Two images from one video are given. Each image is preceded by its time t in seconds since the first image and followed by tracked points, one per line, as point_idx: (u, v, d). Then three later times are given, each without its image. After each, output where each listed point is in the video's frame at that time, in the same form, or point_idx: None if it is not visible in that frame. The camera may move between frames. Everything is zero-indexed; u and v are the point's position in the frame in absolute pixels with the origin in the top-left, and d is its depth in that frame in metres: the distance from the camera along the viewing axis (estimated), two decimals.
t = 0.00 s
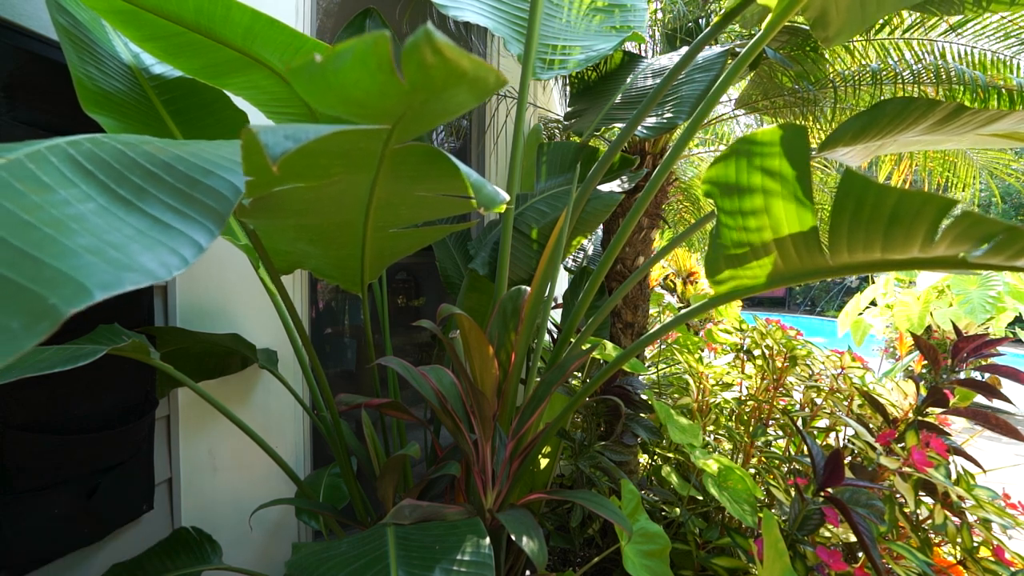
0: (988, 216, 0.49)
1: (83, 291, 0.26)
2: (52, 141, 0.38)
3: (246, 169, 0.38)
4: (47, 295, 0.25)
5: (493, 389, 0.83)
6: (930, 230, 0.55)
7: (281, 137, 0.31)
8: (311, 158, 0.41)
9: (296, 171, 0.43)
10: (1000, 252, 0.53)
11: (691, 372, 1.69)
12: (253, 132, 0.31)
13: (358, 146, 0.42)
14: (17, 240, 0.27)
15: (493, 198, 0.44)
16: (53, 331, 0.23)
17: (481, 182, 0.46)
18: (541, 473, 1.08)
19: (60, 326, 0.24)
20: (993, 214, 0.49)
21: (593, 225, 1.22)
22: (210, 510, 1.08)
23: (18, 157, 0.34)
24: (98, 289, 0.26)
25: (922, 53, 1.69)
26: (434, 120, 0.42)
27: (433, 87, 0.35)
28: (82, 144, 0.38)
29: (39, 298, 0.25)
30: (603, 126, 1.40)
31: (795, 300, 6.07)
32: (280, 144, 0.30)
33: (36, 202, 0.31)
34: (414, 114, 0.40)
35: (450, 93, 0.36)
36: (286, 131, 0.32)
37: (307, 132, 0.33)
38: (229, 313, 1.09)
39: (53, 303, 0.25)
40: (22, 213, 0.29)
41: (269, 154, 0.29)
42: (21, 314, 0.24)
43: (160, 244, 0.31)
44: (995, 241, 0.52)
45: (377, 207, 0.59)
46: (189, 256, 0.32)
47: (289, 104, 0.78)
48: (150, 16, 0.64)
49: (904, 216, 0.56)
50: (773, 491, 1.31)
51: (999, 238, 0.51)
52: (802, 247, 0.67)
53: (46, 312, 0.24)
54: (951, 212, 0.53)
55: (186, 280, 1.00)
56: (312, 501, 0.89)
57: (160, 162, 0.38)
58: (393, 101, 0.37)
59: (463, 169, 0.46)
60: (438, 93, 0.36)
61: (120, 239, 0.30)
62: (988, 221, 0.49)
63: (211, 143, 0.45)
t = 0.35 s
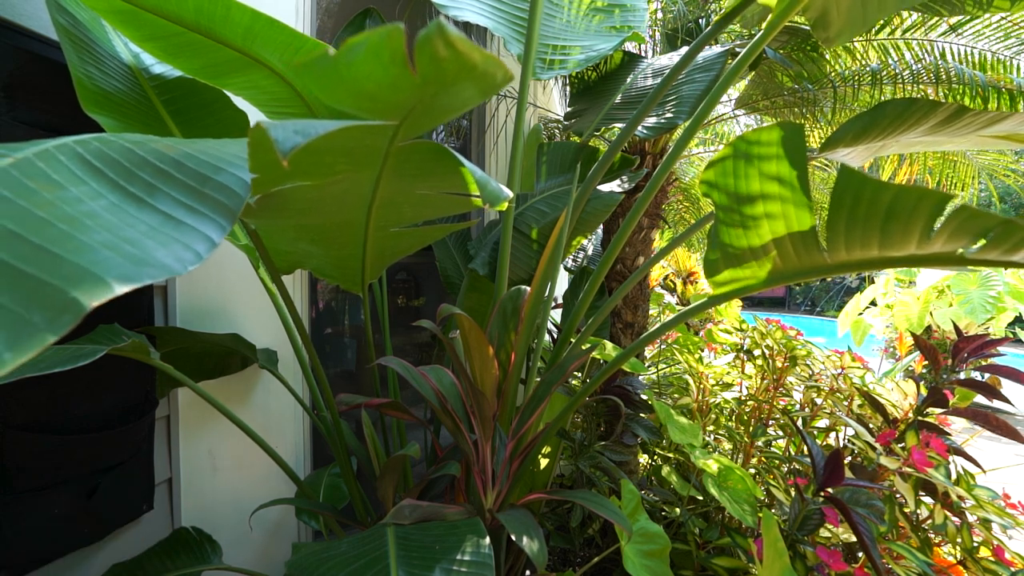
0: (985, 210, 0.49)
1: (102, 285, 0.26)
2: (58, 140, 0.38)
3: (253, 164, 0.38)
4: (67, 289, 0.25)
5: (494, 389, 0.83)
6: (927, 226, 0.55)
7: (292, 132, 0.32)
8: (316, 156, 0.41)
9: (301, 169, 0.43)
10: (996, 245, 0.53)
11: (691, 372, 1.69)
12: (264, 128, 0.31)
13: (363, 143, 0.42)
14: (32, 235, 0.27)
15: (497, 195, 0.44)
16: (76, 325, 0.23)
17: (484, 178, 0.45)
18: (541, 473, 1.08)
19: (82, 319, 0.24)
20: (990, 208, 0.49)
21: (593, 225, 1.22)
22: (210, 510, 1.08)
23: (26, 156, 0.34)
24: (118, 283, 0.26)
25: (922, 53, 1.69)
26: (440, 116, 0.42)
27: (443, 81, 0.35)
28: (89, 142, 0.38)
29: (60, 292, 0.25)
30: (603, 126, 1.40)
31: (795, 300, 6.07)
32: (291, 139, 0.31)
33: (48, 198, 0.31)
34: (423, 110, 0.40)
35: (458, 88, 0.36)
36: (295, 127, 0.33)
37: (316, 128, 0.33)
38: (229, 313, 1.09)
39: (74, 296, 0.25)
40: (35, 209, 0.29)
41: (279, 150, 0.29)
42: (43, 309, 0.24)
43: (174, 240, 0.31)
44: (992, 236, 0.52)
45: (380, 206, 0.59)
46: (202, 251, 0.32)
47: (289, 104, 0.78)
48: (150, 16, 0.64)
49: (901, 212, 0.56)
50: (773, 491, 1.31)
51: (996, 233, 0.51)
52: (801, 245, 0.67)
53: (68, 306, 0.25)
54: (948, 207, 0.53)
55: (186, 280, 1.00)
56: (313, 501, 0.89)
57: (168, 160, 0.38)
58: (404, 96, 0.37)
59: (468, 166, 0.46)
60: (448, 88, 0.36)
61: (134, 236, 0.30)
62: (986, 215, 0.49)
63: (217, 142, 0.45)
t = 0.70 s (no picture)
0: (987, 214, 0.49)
1: (88, 290, 0.26)
2: (53, 140, 0.38)
3: (250, 165, 0.38)
4: (53, 294, 0.25)
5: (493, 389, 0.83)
6: (928, 229, 0.55)
7: (288, 132, 0.31)
8: (314, 157, 0.41)
9: (299, 170, 0.43)
10: (998, 248, 0.53)
11: (691, 372, 1.69)
12: (260, 128, 0.31)
13: (360, 143, 0.42)
14: (22, 239, 0.27)
15: (496, 193, 0.43)
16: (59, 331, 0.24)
17: (483, 177, 0.45)
18: (541, 473, 1.08)
19: (67, 325, 0.24)
20: (991, 211, 0.49)
21: (593, 225, 1.22)
22: (210, 510, 1.08)
23: (20, 156, 0.34)
24: (103, 288, 0.26)
25: (922, 54, 1.69)
26: (437, 116, 0.42)
27: (439, 81, 0.35)
28: (84, 143, 0.38)
29: (46, 298, 0.25)
30: (603, 126, 1.40)
31: (795, 300, 6.07)
32: (287, 139, 0.30)
33: (40, 201, 0.31)
34: (420, 110, 0.40)
35: (454, 88, 0.36)
36: (292, 127, 0.33)
37: (313, 128, 0.33)
38: (229, 313, 1.09)
39: (59, 302, 0.25)
40: (26, 212, 0.29)
41: (275, 150, 0.29)
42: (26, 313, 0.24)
43: (164, 243, 0.31)
44: (993, 238, 0.52)
45: (378, 206, 0.59)
46: (192, 255, 0.32)
47: (289, 104, 0.78)
48: (150, 16, 0.64)
49: (902, 214, 0.56)
50: (773, 491, 1.31)
51: (998, 235, 0.51)
52: (801, 246, 0.67)
53: (52, 312, 0.25)
54: (949, 210, 0.53)
55: (186, 280, 1.00)
56: (312, 501, 0.89)
57: (162, 162, 0.38)
58: (401, 95, 0.37)
59: (467, 165, 0.45)
60: (444, 87, 0.36)
61: (123, 239, 0.30)
62: (987, 218, 0.49)
63: (212, 143, 0.45)
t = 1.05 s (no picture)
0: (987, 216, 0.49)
1: (70, 295, 0.26)
2: (45, 142, 0.38)
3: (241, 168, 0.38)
4: (34, 298, 0.25)
5: (491, 389, 0.83)
6: (928, 230, 0.55)
7: (275, 137, 0.32)
8: (307, 158, 0.41)
9: (292, 171, 0.43)
10: (998, 250, 0.53)
11: (691, 372, 1.69)
12: (245, 133, 0.31)
13: (353, 145, 0.42)
14: (7, 241, 0.28)
15: (490, 197, 0.44)
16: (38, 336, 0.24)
17: (477, 181, 0.45)
18: (541, 473, 1.08)
19: (47, 330, 0.24)
20: (991, 213, 0.49)
21: (593, 225, 1.22)
22: (210, 510, 1.08)
23: (11, 157, 0.34)
24: (85, 292, 0.26)
25: (922, 54, 1.69)
26: (427, 118, 0.42)
27: (423, 85, 0.35)
28: (76, 144, 0.38)
29: (27, 302, 0.25)
30: (603, 126, 1.40)
31: (795, 300, 6.08)
32: (273, 144, 0.31)
33: (28, 203, 0.31)
34: (408, 113, 0.40)
35: (442, 91, 0.36)
36: (279, 131, 0.33)
37: (300, 132, 0.33)
38: (229, 313, 1.09)
39: (40, 307, 0.25)
40: (13, 214, 0.29)
41: (262, 155, 0.29)
42: (6, 318, 0.24)
43: (151, 247, 0.31)
44: (994, 240, 0.51)
45: (374, 207, 0.59)
46: (179, 258, 0.32)
47: (288, 104, 0.78)
48: (150, 16, 0.64)
49: (902, 215, 0.55)
50: (773, 491, 1.31)
51: (998, 238, 0.51)
52: (802, 246, 0.67)
53: (32, 317, 0.25)
54: (949, 212, 0.53)
55: (186, 280, 1.00)
56: (312, 501, 0.89)
57: (153, 164, 0.38)
58: (383, 100, 0.37)
59: (461, 169, 0.46)
60: (429, 91, 0.36)
61: (109, 241, 0.30)
62: (986, 220, 0.49)
63: (206, 145, 0.45)
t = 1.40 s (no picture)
0: (985, 212, 0.49)
1: (79, 293, 0.26)
2: (49, 141, 0.38)
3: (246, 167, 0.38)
4: (43, 296, 0.25)
5: (492, 389, 0.83)
6: (927, 228, 0.55)
7: (280, 137, 0.31)
8: (311, 159, 0.41)
9: (295, 171, 0.43)
10: (997, 247, 0.53)
11: (691, 372, 1.69)
12: (251, 133, 0.31)
13: (357, 145, 0.42)
14: (14, 240, 0.28)
15: (493, 196, 0.44)
16: (49, 333, 0.24)
17: (480, 179, 0.46)
18: (541, 473, 1.08)
19: (56, 327, 0.24)
20: (990, 210, 0.49)
21: (593, 225, 1.21)
22: (210, 510, 1.08)
23: (15, 157, 0.34)
24: (94, 290, 0.26)
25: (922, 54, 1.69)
26: (431, 118, 0.42)
27: (430, 86, 0.35)
28: (80, 144, 0.38)
29: (36, 299, 0.25)
30: (603, 126, 1.40)
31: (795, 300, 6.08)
32: (280, 145, 0.31)
33: (33, 202, 0.31)
34: (413, 114, 0.40)
35: (447, 91, 0.36)
36: (285, 131, 0.33)
37: (306, 133, 0.33)
38: (229, 313, 1.09)
39: (49, 304, 0.25)
40: (19, 213, 0.29)
41: (268, 156, 0.29)
42: (15, 315, 0.24)
43: (158, 245, 0.31)
44: (992, 237, 0.52)
45: (376, 207, 0.59)
46: (186, 257, 0.32)
47: (289, 104, 0.78)
48: (150, 16, 0.64)
49: (901, 213, 0.55)
50: (773, 491, 1.31)
51: (996, 235, 0.51)
52: (801, 246, 0.67)
53: (41, 314, 0.25)
54: (948, 210, 0.53)
55: (186, 280, 1.00)
56: (312, 501, 0.89)
57: (158, 163, 0.38)
58: (390, 101, 0.37)
59: (463, 168, 0.47)
60: (436, 91, 0.36)
61: (116, 240, 0.30)
62: (985, 217, 0.49)
63: (209, 144, 0.45)
